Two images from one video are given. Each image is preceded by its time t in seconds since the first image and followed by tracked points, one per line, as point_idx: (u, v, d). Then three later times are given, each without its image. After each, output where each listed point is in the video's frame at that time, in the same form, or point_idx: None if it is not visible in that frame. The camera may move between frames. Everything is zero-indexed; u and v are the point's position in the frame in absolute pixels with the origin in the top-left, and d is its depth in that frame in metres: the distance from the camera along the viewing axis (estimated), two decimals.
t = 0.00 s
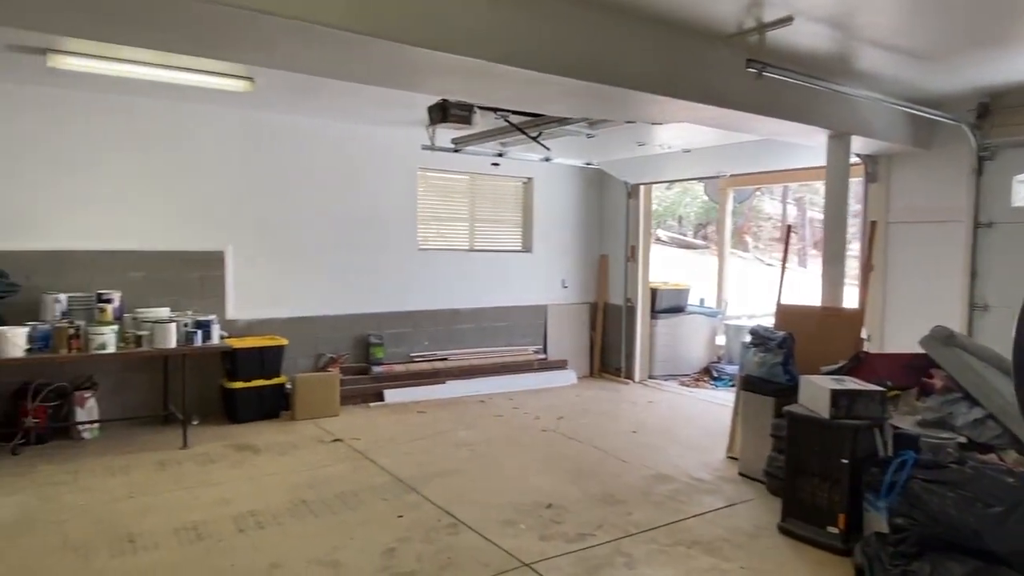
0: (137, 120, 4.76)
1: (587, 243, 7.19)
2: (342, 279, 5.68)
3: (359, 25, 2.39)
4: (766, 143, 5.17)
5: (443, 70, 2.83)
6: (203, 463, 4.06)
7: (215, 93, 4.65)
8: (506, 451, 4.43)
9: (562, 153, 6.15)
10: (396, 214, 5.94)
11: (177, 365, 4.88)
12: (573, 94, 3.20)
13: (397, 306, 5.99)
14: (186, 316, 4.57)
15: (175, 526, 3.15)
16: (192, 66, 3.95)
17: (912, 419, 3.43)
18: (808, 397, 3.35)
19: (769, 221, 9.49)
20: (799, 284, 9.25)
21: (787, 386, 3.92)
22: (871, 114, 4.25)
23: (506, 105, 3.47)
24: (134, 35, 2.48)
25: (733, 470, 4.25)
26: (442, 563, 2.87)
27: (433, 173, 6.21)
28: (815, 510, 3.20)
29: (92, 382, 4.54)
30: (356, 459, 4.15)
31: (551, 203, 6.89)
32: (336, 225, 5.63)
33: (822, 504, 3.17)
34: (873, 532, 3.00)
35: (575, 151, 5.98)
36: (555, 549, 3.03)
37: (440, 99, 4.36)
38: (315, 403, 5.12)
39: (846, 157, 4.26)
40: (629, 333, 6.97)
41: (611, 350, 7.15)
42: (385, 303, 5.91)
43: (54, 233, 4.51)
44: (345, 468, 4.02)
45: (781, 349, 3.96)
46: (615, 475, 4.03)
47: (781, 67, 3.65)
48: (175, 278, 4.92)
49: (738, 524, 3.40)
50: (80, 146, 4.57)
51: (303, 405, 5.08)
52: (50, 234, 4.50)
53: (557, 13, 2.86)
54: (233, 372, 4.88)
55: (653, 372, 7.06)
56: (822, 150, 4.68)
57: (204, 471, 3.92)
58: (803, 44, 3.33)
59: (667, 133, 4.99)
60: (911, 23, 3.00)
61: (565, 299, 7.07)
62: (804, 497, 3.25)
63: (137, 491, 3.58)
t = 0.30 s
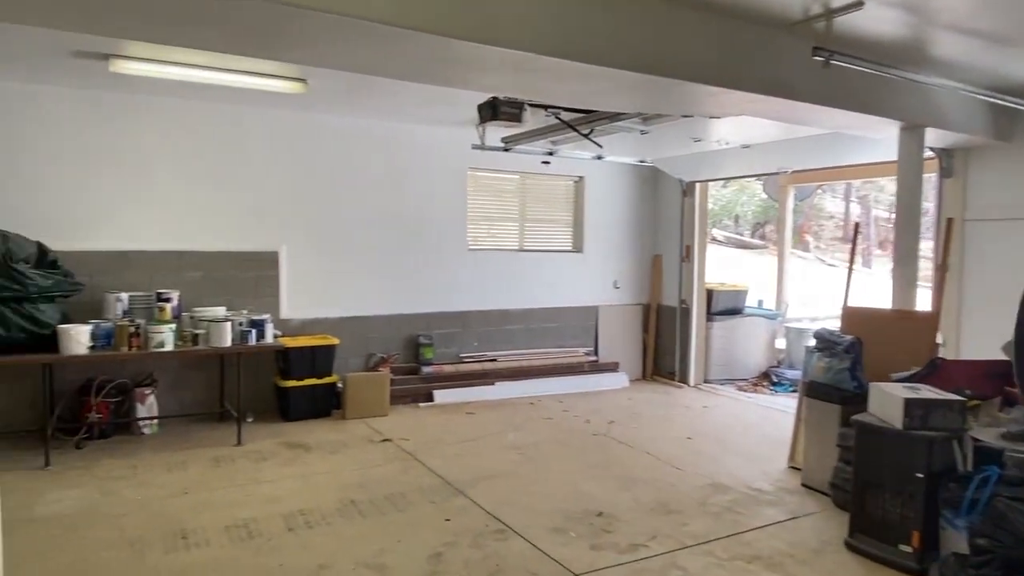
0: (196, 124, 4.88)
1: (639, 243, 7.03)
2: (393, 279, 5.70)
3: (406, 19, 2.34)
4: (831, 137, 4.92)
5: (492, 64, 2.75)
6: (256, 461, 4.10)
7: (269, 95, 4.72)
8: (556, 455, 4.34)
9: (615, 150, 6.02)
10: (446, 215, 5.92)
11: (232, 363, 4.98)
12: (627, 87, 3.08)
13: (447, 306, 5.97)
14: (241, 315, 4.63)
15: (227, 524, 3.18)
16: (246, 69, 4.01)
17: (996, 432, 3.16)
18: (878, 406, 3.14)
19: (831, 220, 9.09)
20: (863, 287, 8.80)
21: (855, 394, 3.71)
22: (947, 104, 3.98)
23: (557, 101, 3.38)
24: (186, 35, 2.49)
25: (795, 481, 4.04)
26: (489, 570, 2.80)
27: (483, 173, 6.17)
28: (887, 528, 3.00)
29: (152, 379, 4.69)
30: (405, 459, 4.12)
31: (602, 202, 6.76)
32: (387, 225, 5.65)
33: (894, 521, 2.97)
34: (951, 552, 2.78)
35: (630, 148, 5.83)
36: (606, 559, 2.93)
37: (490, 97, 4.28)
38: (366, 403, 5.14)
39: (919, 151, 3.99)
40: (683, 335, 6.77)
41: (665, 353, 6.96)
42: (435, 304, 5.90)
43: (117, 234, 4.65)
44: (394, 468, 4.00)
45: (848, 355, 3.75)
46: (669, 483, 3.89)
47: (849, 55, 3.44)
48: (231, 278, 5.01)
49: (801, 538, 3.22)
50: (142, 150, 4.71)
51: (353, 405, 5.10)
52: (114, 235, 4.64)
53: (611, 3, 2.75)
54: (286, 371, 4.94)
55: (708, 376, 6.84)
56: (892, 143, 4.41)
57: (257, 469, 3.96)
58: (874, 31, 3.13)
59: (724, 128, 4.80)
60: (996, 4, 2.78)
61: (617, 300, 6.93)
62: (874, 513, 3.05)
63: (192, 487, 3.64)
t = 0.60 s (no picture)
0: (240, 125, 4.90)
1: (688, 243, 6.78)
2: (434, 280, 5.62)
3: (437, 8, 2.22)
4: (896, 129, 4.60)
5: (529, 55, 2.61)
6: (294, 463, 4.07)
7: (311, 95, 4.70)
8: (598, 463, 4.17)
9: (663, 146, 5.80)
10: (488, 214, 5.81)
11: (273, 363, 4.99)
12: (673, 77, 2.89)
13: (490, 308, 5.87)
14: (282, 315, 4.62)
15: (261, 529, 3.13)
16: (286, 68, 3.99)
17: None
18: (951, 420, 2.87)
19: (893, 218, 8.66)
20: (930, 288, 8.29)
21: (924, 406, 3.44)
22: None
23: (599, 93, 3.21)
24: (214, 31, 2.43)
25: (855, 498, 3.78)
26: None
27: (525, 171, 6.04)
28: (961, 555, 2.73)
29: (195, 379, 4.74)
30: (442, 465, 4.03)
31: (650, 200, 6.55)
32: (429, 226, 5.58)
33: (970, 548, 2.70)
34: None
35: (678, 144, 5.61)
36: None
37: (531, 92, 4.14)
38: (406, 405, 5.08)
39: (996, 144, 3.68)
40: (734, 339, 6.49)
41: (715, 358, 6.70)
42: (476, 305, 5.80)
43: (163, 235, 4.70)
44: (431, 474, 3.91)
45: (916, 364, 3.50)
46: (718, 497, 3.68)
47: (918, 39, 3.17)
48: (273, 278, 5.01)
49: (863, 562, 2.97)
50: (187, 151, 4.75)
51: (392, 407, 5.04)
52: (159, 236, 4.69)
53: None
54: (326, 371, 4.91)
55: (761, 382, 6.55)
56: (965, 134, 4.09)
57: (294, 471, 3.92)
58: (948, 12, 2.87)
59: (779, 121, 4.54)
60: None
61: (665, 302, 6.70)
62: (947, 538, 2.79)
63: (229, 489, 3.62)
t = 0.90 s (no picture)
0: (275, 124, 4.87)
1: (737, 242, 6.49)
2: (471, 281, 5.50)
3: None
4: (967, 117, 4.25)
5: (560, 41, 2.44)
6: (325, 466, 4.00)
7: (345, 92, 4.62)
8: (638, 473, 3.97)
9: (710, 141, 5.54)
10: (527, 213, 5.65)
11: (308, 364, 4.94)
12: (718, 62, 2.68)
13: (527, 309, 5.71)
14: (316, 316, 4.54)
15: (285, 536, 3.05)
16: (317, 64, 3.91)
17: None
18: None
19: (956, 216, 8.15)
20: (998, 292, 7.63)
21: (996, 419, 3.10)
22: None
23: (638, 82, 3.02)
24: (231, 22, 2.34)
25: (918, 517, 3.48)
26: None
27: (565, 168, 5.86)
28: None
29: (231, 379, 4.72)
30: (475, 472, 3.89)
31: (696, 198, 6.28)
32: (465, 225, 5.45)
33: None
34: None
35: (725, 138, 5.35)
36: None
37: (568, 84, 3.96)
38: (440, 407, 4.97)
39: None
40: (785, 343, 6.18)
41: (764, 363, 6.40)
42: (514, 306, 5.65)
43: (200, 235, 4.70)
44: (462, 481, 3.77)
45: (988, 373, 3.17)
46: (766, 514, 3.44)
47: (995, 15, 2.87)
48: (308, 278, 4.96)
49: None
50: (223, 151, 4.75)
51: (427, 410, 4.94)
52: (196, 236, 4.70)
53: None
54: (360, 372, 4.84)
55: (814, 389, 6.21)
56: None
57: (324, 475, 3.84)
58: None
59: (835, 110, 4.24)
60: None
61: (711, 303, 6.42)
62: None
63: (258, 493, 3.56)
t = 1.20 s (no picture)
0: (307, 120, 4.80)
1: (786, 240, 6.16)
2: (505, 280, 5.33)
3: None
4: None
5: (592, 19, 2.25)
6: (351, 470, 3.88)
7: (375, 87, 4.50)
8: (678, 485, 3.74)
9: (758, 132, 5.25)
10: (563, 211, 5.46)
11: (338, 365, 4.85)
12: (767, 40, 2.44)
13: (564, 310, 5.51)
14: (346, 316, 4.43)
15: (306, 545, 2.93)
16: (346, 57, 3.78)
17: None
18: None
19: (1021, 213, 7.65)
20: None
21: None
22: None
23: (678, 65, 2.79)
24: (241, 6, 2.21)
25: (991, 541, 3.16)
26: None
27: (604, 163, 5.65)
28: None
29: (261, 379, 4.66)
30: (505, 481, 3.72)
31: (742, 193, 5.99)
32: (499, 223, 5.29)
33: None
34: None
35: (774, 129, 5.06)
36: None
37: (604, 73, 3.75)
38: (472, 411, 4.82)
39: None
40: (838, 348, 5.83)
41: (815, 368, 6.06)
42: (550, 306, 5.47)
43: (231, 234, 4.66)
44: (492, 489, 3.61)
45: None
46: (818, 533, 3.17)
47: None
48: (339, 278, 4.86)
49: None
50: (255, 148, 4.69)
51: (458, 413, 4.79)
52: (227, 235, 4.65)
53: None
54: (391, 373, 4.72)
55: (869, 396, 5.85)
56: None
57: (350, 480, 3.72)
58: None
59: (896, 96, 3.92)
60: None
61: (758, 305, 6.11)
62: None
63: (282, 497, 3.46)
